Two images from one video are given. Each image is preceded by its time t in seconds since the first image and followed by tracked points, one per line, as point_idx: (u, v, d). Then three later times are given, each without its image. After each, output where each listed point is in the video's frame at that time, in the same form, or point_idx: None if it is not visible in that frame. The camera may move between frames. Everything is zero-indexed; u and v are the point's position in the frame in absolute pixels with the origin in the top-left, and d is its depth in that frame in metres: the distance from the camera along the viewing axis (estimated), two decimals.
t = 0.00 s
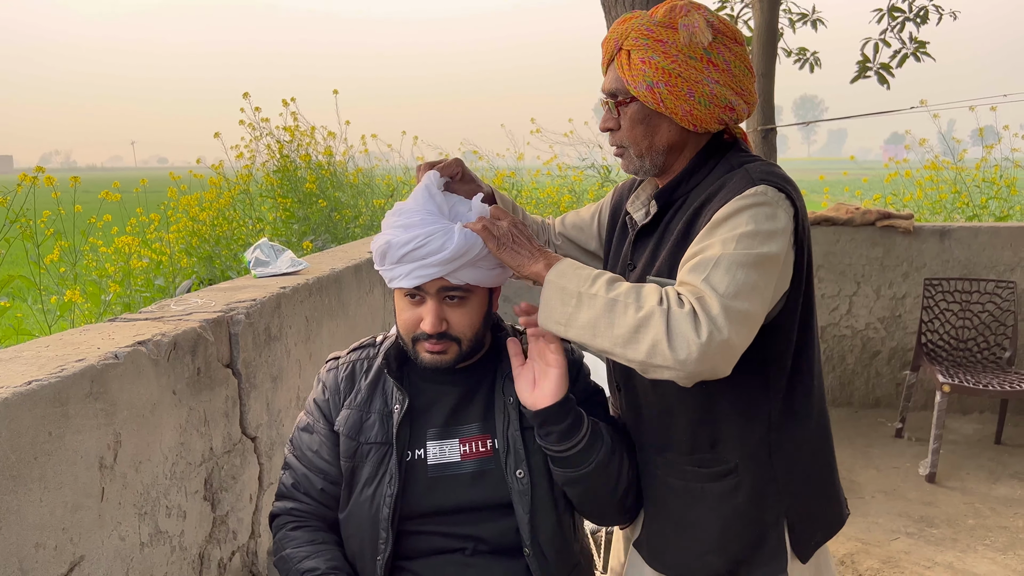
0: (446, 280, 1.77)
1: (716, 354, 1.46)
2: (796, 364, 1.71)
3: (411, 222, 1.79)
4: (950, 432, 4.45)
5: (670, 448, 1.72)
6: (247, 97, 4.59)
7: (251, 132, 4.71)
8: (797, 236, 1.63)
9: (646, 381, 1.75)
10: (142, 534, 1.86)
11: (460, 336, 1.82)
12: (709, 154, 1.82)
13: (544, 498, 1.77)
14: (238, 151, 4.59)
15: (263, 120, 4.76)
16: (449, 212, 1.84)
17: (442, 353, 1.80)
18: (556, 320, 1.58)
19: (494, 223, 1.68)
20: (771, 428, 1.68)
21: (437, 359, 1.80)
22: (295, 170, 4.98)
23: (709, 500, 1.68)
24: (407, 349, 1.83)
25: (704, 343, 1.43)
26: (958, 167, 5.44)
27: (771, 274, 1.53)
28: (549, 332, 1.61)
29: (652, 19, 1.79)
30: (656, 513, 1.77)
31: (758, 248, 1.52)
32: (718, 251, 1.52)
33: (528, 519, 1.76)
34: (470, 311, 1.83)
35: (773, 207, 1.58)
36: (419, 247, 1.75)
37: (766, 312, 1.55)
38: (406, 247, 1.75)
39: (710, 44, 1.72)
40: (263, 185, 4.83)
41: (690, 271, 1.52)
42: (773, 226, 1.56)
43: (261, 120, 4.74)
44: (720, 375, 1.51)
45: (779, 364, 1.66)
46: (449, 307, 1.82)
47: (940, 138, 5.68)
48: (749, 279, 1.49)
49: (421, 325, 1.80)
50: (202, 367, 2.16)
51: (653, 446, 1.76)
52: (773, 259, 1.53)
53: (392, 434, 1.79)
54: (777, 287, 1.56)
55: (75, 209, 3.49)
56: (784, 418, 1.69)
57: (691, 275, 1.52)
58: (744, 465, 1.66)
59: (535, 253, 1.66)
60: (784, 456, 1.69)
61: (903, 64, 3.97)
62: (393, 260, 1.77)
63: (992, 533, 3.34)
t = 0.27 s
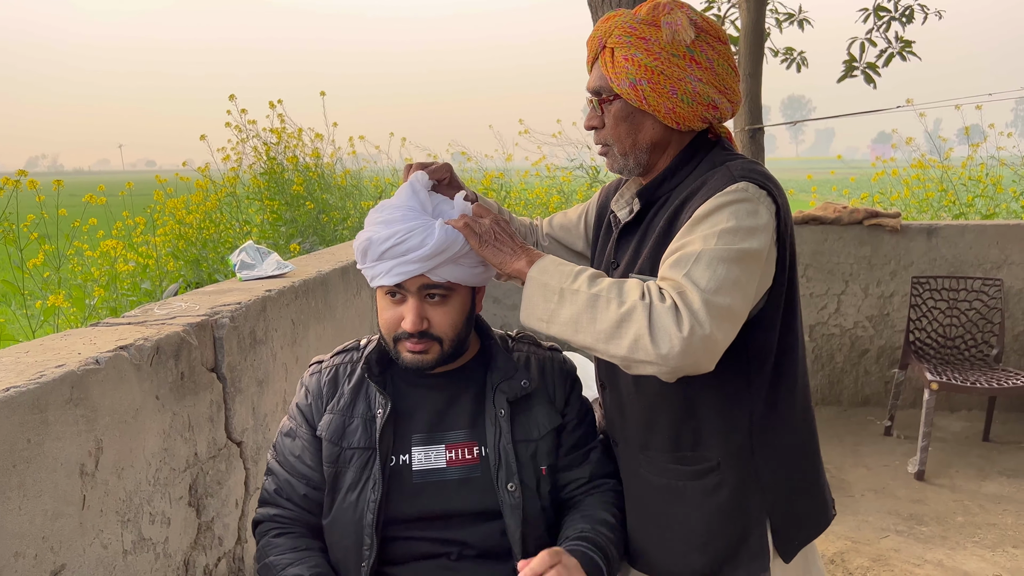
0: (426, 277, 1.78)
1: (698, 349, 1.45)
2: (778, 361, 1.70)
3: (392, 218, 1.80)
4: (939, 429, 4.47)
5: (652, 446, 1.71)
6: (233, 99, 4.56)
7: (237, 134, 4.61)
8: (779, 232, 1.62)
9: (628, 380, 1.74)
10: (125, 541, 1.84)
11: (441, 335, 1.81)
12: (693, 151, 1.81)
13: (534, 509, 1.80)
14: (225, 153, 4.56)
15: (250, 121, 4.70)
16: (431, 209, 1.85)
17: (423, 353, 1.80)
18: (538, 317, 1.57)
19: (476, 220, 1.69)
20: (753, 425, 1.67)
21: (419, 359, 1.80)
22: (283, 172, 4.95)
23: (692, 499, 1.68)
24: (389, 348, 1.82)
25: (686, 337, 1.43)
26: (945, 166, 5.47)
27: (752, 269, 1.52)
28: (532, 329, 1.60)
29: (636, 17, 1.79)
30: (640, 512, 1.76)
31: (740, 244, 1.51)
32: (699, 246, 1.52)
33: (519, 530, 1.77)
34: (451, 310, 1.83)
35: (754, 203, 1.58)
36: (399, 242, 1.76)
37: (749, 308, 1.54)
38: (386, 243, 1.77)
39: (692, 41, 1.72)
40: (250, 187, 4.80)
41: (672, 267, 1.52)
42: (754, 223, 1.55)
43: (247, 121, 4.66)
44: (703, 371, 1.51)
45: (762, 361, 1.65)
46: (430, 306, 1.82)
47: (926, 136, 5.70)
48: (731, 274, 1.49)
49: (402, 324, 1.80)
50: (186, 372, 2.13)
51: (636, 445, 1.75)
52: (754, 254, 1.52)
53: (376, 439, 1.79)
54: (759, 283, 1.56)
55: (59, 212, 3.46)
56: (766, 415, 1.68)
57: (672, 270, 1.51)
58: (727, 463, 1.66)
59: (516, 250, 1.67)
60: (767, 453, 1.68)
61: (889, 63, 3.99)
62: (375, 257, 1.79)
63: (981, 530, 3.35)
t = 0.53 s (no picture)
0: (410, 273, 1.76)
1: (685, 346, 1.43)
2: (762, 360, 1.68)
3: (375, 213, 1.78)
4: (924, 428, 4.48)
5: (637, 446, 1.69)
6: (214, 100, 4.50)
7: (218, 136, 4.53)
8: (763, 230, 1.61)
9: (612, 380, 1.71)
10: (101, 553, 1.80)
11: (427, 334, 1.78)
12: (676, 148, 1.79)
13: (521, 523, 1.79)
14: (206, 155, 4.51)
15: (231, 124, 4.61)
16: (416, 201, 1.82)
17: (409, 352, 1.77)
18: (523, 314, 1.55)
19: (461, 218, 1.69)
20: (738, 426, 1.66)
21: (404, 359, 1.76)
22: (265, 174, 4.89)
23: (677, 500, 1.66)
24: (375, 348, 1.79)
25: (673, 334, 1.41)
26: (928, 165, 5.50)
27: (738, 266, 1.51)
28: (517, 327, 1.57)
29: (619, 13, 1.77)
30: (624, 515, 1.74)
31: (725, 241, 1.49)
32: (685, 242, 1.50)
33: (507, 546, 1.75)
34: (437, 309, 1.80)
35: (739, 200, 1.56)
36: (382, 237, 1.74)
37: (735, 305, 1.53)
38: (369, 238, 1.75)
39: (677, 37, 1.70)
40: (232, 190, 4.74)
41: (658, 263, 1.50)
42: (739, 219, 1.53)
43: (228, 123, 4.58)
44: (689, 369, 1.48)
45: (746, 360, 1.63)
46: (415, 304, 1.79)
47: (909, 136, 5.74)
48: (716, 271, 1.47)
49: (387, 322, 1.78)
50: (163, 378, 2.09)
51: (620, 446, 1.72)
52: (740, 251, 1.50)
53: (360, 446, 1.76)
54: (745, 280, 1.54)
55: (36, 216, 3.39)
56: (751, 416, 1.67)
57: (658, 266, 1.50)
58: (712, 464, 1.64)
59: (501, 245, 1.65)
60: (751, 454, 1.67)
61: (872, 63, 4.00)
62: (359, 253, 1.77)
63: (967, 528, 3.36)
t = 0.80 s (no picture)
0: (390, 280, 1.72)
1: (669, 351, 1.41)
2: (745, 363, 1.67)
3: (355, 217, 1.74)
4: (907, 428, 4.50)
5: (619, 452, 1.67)
6: (193, 103, 4.43)
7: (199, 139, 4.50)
8: (747, 233, 1.59)
9: (595, 385, 1.69)
10: (72, 569, 1.75)
11: (405, 343, 1.75)
12: (660, 150, 1.77)
13: (501, 531, 1.76)
14: (185, 159, 4.45)
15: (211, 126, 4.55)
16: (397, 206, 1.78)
17: (388, 361, 1.74)
18: (506, 320, 1.52)
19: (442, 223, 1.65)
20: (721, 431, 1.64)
21: (384, 368, 1.74)
22: (245, 177, 4.84)
23: (659, 506, 1.64)
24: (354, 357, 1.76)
25: (657, 340, 1.39)
26: (909, 166, 5.54)
27: (722, 269, 1.49)
28: (500, 332, 1.54)
29: (607, 13, 1.75)
30: (605, 522, 1.71)
31: (709, 244, 1.47)
32: (669, 246, 1.48)
33: (488, 555, 1.72)
34: (416, 316, 1.76)
35: (723, 202, 1.54)
36: (362, 243, 1.70)
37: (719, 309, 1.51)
38: (348, 243, 1.71)
39: (664, 39, 1.69)
40: (212, 194, 4.69)
41: (641, 267, 1.48)
42: (722, 222, 1.52)
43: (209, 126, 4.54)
44: (674, 374, 1.46)
45: (729, 364, 1.62)
46: (393, 311, 1.76)
47: (890, 137, 5.78)
48: (700, 275, 1.45)
49: (365, 331, 1.74)
50: (136, 389, 2.04)
51: (602, 451, 1.70)
52: (722, 254, 1.49)
53: (335, 456, 1.73)
54: (728, 283, 1.52)
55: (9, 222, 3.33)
56: (735, 421, 1.65)
57: (641, 270, 1.47)
58: (695, 469, 1.62)
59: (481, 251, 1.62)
60: (735, 459, 1.65)
61: (853, 64, 4.01)
62: (337, 259, 1.73)
63: (951, 529, 3.37)
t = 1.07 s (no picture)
0: (389, 285, 1.72)
1: (665, 357, 1.41)
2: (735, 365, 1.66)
3: (348, 225, 1.72)
4: (896, 428, 4.53)
5: (611, 455, 1.66)
6: (178, 106, 4.40)
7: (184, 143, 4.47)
8: (737, 235, 1.59)
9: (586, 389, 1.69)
10: None
11: (407, 348, 1.75)
12: (648, 153, 1.77)
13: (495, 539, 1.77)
14: (170, 162, 4.41)
15: (195, 130, 4.53)
16: (390, 211, 1.76)
17: (390, 368, 1.74)
18: (502, 325, 1.52)
19: (437, 224, 1.64)
20: (712, 433, 1.64)
21: (386, 375, 1.73)
22: (231, 181, 4.80)
23: (649, 509, 1.63)
24: (352, 366, 1.75)
25: (654, 345, 1.39)
26: (895, 167, 5.58)
27: (715, 274, 1.49)
28: (495, 338, 1.54)
29: (602, 11, 1.76)
30: (597, 526, 1.71)
31: (701, 248, 1.47)
32: (663, 251, 1.48)
33: (481, 562, 1.73)
34: (416, 320, 1.77)
35: (714, 205, 1.54)
36: (358, 251, 1.68)
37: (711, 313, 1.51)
38: (344, 253, 1.70)
39: (656, 41, 1.68)
40: (198, 198, 4.65)
41: (636, 272, 1.48)
42: (714, 225, 1.51)
43: (194, 130, 4.52)
44: (670, 379, 1.46)
45: (720, 367, 1.62)
46: (394, 316, 1.76)
47: (876, 137, 5.82)
48: (694, 279, 1.45)
49: (366, 338, 1.73)
50: (123, 396, 2.02)
51: (593, 455, 1.69)
52: (715, 258, 1.49)
53: (327, 464, 1.73)
54: (721, 286, 1.52)
55: None
56: (726, 423, 1.65)
57: (636, 275, 1.47)
58: (686, 472, 1.62)
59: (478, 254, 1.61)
60: (726, 462, 1.65)
61: (839, 66, 4.03)
62: (332, 268, 1.71)
63: (940, 528, 3.39)
